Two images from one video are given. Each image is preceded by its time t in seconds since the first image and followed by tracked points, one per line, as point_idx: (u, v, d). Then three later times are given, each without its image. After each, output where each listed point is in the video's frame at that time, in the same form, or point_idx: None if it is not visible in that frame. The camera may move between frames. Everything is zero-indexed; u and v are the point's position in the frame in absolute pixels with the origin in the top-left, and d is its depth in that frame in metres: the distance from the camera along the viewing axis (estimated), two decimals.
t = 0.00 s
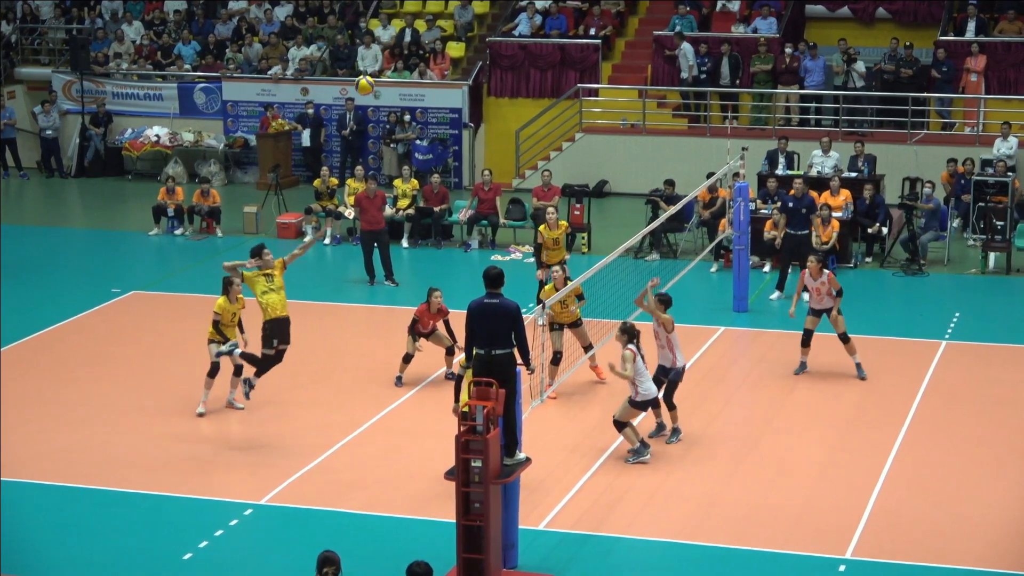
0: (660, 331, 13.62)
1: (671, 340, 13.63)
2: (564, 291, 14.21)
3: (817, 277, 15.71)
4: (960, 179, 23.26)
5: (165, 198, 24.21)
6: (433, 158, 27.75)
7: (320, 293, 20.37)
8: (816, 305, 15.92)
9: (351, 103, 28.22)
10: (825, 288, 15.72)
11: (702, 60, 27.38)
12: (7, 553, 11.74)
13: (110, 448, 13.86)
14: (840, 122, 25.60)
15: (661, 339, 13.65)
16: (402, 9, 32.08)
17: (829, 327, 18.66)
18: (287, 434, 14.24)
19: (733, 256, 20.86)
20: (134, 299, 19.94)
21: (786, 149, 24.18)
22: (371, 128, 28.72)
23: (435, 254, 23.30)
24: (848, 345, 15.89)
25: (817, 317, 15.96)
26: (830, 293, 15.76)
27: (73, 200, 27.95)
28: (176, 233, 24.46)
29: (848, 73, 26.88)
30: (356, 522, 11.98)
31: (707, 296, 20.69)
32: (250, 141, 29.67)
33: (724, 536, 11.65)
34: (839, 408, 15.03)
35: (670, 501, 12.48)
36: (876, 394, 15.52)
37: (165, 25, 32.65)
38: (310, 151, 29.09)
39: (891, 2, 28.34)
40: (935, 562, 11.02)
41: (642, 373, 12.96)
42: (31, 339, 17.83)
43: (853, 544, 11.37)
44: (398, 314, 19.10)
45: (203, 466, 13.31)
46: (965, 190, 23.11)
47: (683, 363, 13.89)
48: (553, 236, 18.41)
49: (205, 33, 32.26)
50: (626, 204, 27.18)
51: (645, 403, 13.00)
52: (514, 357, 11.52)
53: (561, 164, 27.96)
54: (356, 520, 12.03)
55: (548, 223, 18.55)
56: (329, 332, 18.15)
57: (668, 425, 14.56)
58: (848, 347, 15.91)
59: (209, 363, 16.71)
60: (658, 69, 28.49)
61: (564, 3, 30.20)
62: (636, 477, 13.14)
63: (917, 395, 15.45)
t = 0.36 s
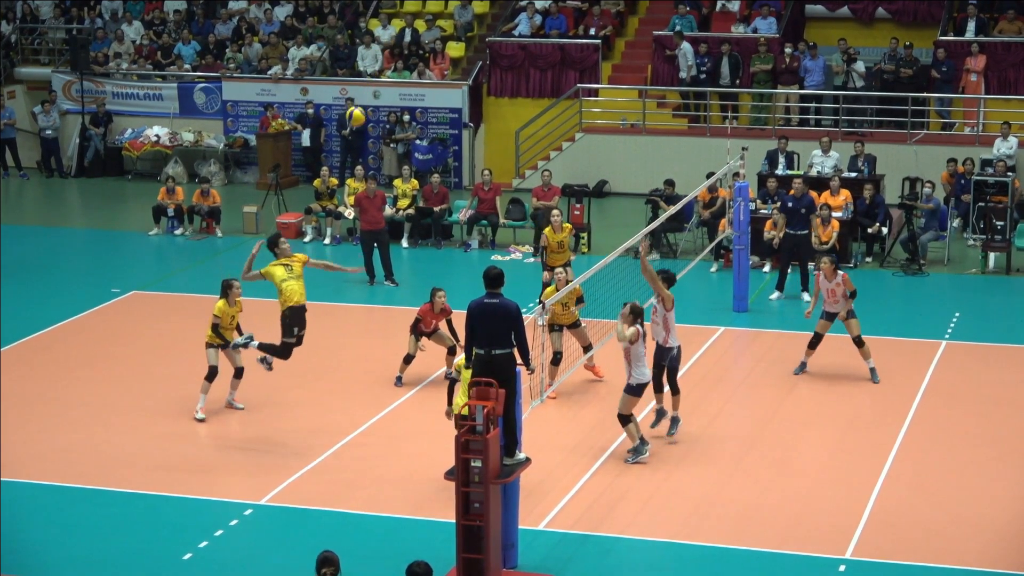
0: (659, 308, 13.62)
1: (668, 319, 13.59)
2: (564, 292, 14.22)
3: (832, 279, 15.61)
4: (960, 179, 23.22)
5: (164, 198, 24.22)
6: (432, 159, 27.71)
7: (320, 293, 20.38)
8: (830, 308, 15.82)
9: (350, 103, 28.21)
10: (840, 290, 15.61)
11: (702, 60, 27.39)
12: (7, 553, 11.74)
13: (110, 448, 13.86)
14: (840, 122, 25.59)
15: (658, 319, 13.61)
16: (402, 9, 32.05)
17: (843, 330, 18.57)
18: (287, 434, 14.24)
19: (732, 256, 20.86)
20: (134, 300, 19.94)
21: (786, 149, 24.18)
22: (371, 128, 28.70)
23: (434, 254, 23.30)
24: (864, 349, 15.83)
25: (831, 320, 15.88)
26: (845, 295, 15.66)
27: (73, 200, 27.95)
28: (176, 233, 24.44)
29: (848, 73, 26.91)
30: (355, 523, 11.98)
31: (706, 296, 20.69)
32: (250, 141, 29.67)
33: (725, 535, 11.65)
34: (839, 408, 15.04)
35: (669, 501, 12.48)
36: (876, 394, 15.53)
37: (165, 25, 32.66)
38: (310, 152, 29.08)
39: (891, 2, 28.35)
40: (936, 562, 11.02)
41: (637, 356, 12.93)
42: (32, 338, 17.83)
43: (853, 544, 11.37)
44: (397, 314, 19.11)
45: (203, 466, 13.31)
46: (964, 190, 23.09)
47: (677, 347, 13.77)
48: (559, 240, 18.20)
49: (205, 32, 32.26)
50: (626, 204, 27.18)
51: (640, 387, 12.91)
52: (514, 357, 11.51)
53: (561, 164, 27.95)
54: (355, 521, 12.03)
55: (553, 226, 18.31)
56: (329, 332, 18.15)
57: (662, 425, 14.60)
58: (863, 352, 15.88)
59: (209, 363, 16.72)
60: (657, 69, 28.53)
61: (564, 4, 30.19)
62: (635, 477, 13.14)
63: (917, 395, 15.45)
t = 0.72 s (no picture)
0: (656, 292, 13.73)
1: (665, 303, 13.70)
2: (562, 291, 14.25)
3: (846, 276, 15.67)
4: (957, 179, 23.36)
5: (161, 198, 24.23)
6: (429, 158, 28.04)
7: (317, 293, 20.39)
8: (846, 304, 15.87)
9: (348, 103, 28.19)
10: (855, 287, 15.68)
11: (699, 60, 27.37)
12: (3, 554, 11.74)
13: (107, 448, 13.86)
14: (837, 122, 25.60)
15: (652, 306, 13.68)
16: (399, 10, 32.08)
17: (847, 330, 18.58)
18: (284, 434, 14.25)
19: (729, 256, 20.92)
20: (131, 300, 19.95)
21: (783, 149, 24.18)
22: (368, 128, 28.70)
23: (431, 254, 23.31)
24: (876, 348, 15.81)
25: (849, 317, 15.87)
26: (862, 291, 15.71)
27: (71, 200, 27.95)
28: (173, 233, 24.44)
29: (846, 74, 26.93)
30: (351, 523, 11.98)
31: (704, 296, 20.71)
32: (247, 142, 29.66)
33: (720, 535, 11.66)
34: (835, 408, 15.06)
35: (666, 501, 12.49)
36: (872, 394, 15.54)
37: (162, 25, 32.69)
38: (307, 152, 29.05)
39: (888, 3, 28.41)
40: (932, 562, 11.03)
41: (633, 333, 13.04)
42: (29, 338, 17.83)
43: (850, 544, 11.37)
44: (395, 314, 19.12)
45: (199, 466, 13.31)
46: (962, 190, 23.22)
47: (674, 332, 13.91)
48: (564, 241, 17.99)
49: (202, 33, 32.28)
50: (623, 204, 27.18)
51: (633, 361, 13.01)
52: (510, 357, 11.50)
53: (559, 165, 27.97)
54: (352, 520, 12.03)
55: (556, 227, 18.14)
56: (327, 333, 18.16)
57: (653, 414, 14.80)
58: (873, 350, 15.80)
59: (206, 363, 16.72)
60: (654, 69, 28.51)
61: (561, 4, 30.22)
62: (632, 477, 13.15)
63: (914, 395, 15.47)
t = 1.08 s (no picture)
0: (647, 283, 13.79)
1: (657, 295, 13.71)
2: (563, 285, 14.21)
3: (851, 277, 15.67)
4: (950, 179, 23.39)
5: (154, 198, 24.20)
6: (423, 159, 27.90)
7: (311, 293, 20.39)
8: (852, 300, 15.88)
9: (341, 103, 28.17)
10: (861, 287, 15.68)
11: (693, 60, 27.39)
12: None
13: (100, 448, 13.85)
14: (830, 122, 25.63)
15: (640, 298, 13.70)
16: (393, 10, 32.20)
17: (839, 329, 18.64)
18: (277, 434, 14.24)
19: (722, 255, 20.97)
20: (125, 300, 19.93)
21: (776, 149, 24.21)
22: (362, 127, 28.70)
23: (425, 254, 23.31)
24: (883, 345, 15.82)
25: (855, 313, 15.89)
26: (868, 291, 15.69)
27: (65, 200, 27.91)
28: (166, 233, 24.42)
29: (839, 73, 26.97)
30: (344, 523, 11.99)
31: (697, 296, 20.73)
32: (241, 142, 29.62)
33: (713, 536, 11.68)
34: (828, 408, 15.09)
35: (659, 501, 12.51)
36: (865, 394, 15.57)
37: (156, 25, 32.71)
38: (300, 152, 29.00)
39: (882, 3, 28.54)
40: (924, 562, 11.06)
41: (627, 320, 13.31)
42: (22, 338, 17.82)
43: (842, 544, 11.40)
44: (388, 314, 19.13)
45: (192, 467, 13.30)
46: (954, 190, 23.30)
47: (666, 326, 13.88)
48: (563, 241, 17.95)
49: (196, 33, 32.31)
50: (616, 203, 27.22)
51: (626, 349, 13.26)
52: (503, 357, 11.51)
53: (552, 165, 28.01)
54: (345, 521, 12.04)
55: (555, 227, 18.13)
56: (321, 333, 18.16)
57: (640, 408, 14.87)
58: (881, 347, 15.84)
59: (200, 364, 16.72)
60: (647, 69, 28.47)
61: (555, 4, 30.25)
62: (625, 477, 13.17)
63: (907, 395, 15.51)
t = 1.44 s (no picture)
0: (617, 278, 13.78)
1: (626, 293, 13.73)
2: (535, 282, 14.30)
3: (838, 281, 15.60)
4: (920, 179, 23.56)
5: (125, 198, 24.06)
6: (394, 159, 27.67)
7: (281, 293, 20.37)
8: (839, 304, 15.81)
9: (313, 103, 28.11)
10: (846, 293, 15.62)
11: (664, 60, 27.46)
12: None
13: (68, 450, 13.79)
14: (801, 122, 25.78)
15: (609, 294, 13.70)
16: (365, 10, 32.17)
17: (807, 327, 18.84)
18: (247, 435, 14.22)
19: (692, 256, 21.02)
20: (94, 301, 19.84)
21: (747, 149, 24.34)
22: (333, 128, 28.64)
23: (396, 254, 23.31)
24: (876, 347, 15.76)
25: (842, 317, 15.83)
26: (853, 296, 15.63)
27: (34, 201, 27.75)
28: (136, 233, 24.32)
29: (811, 73, 26.96)
30: (313, 524, 11.98)
31: (668, 297, 20.79)
32: (212, 142, 29.49)
33: (682, 536, 11.74)
34: (796, 408, 15.20)
35: (629, 501, 12.57)
36: (833, 394, 15.69)
37: (127, 25, 32.61)
38: (272, 152, 28.97)
39: (854, 3, 28.75)
40: (891, 561, 11.14)
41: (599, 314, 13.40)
42: None
43: (810, 543, 11.48)
44: (359, 314, 19.13)
45: (161, 468, 13.27)
46: (925, 190, 23.44)
47: (634, 324, 13.84)
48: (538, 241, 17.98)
49: (167, 33, 32.25)
50: (587, 203, 27.28)
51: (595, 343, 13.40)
52: (473, 357, 11.54)
53: (524, 165, 28.06)
54: (315, 521, 12.04)
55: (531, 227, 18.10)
56: (291, 333, 18.14)
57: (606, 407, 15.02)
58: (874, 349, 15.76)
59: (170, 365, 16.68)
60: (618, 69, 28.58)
61: (527, 4, 30.30)
62: (595, 477, 13.22)
63: (875, 395, 15.64)
